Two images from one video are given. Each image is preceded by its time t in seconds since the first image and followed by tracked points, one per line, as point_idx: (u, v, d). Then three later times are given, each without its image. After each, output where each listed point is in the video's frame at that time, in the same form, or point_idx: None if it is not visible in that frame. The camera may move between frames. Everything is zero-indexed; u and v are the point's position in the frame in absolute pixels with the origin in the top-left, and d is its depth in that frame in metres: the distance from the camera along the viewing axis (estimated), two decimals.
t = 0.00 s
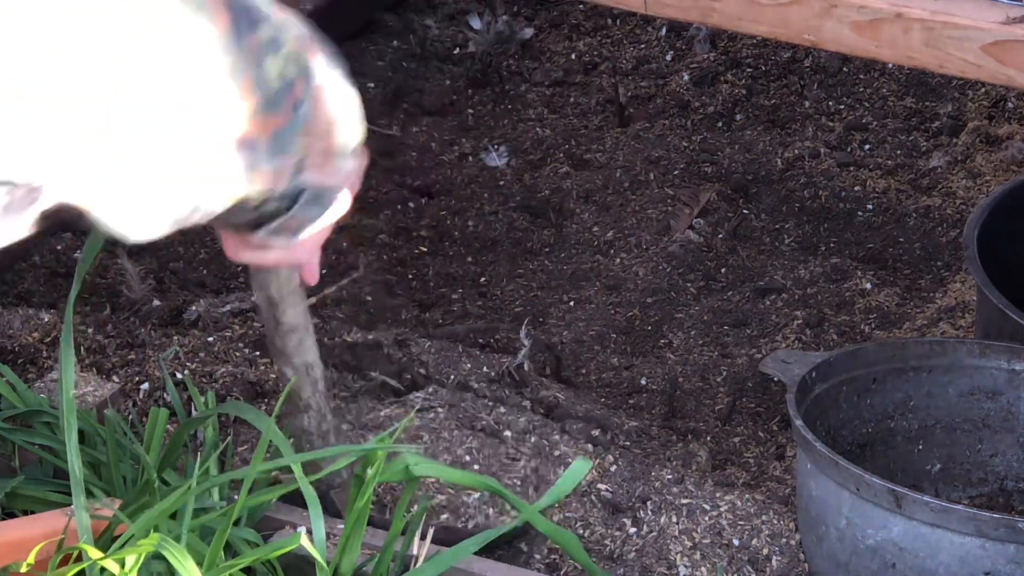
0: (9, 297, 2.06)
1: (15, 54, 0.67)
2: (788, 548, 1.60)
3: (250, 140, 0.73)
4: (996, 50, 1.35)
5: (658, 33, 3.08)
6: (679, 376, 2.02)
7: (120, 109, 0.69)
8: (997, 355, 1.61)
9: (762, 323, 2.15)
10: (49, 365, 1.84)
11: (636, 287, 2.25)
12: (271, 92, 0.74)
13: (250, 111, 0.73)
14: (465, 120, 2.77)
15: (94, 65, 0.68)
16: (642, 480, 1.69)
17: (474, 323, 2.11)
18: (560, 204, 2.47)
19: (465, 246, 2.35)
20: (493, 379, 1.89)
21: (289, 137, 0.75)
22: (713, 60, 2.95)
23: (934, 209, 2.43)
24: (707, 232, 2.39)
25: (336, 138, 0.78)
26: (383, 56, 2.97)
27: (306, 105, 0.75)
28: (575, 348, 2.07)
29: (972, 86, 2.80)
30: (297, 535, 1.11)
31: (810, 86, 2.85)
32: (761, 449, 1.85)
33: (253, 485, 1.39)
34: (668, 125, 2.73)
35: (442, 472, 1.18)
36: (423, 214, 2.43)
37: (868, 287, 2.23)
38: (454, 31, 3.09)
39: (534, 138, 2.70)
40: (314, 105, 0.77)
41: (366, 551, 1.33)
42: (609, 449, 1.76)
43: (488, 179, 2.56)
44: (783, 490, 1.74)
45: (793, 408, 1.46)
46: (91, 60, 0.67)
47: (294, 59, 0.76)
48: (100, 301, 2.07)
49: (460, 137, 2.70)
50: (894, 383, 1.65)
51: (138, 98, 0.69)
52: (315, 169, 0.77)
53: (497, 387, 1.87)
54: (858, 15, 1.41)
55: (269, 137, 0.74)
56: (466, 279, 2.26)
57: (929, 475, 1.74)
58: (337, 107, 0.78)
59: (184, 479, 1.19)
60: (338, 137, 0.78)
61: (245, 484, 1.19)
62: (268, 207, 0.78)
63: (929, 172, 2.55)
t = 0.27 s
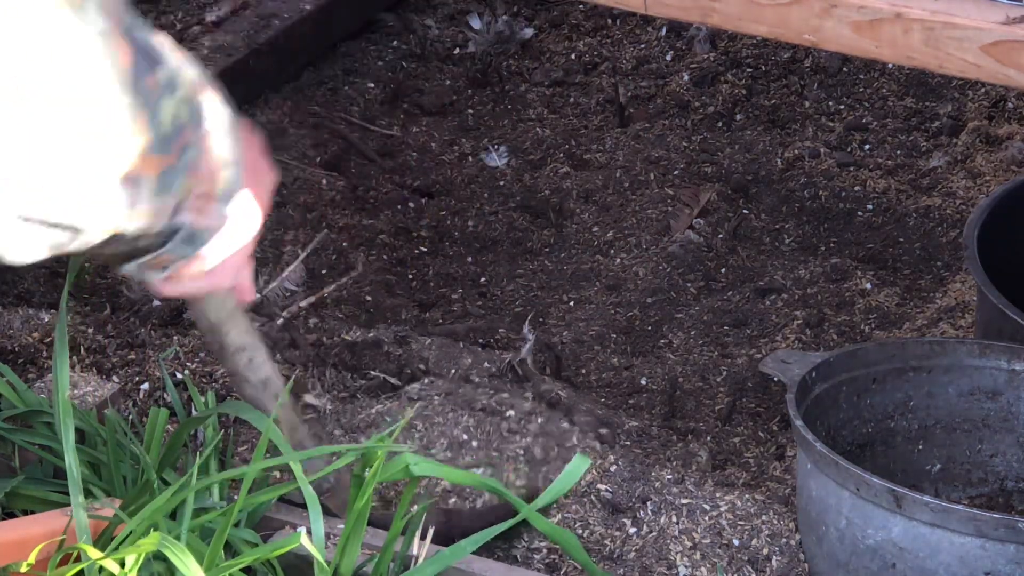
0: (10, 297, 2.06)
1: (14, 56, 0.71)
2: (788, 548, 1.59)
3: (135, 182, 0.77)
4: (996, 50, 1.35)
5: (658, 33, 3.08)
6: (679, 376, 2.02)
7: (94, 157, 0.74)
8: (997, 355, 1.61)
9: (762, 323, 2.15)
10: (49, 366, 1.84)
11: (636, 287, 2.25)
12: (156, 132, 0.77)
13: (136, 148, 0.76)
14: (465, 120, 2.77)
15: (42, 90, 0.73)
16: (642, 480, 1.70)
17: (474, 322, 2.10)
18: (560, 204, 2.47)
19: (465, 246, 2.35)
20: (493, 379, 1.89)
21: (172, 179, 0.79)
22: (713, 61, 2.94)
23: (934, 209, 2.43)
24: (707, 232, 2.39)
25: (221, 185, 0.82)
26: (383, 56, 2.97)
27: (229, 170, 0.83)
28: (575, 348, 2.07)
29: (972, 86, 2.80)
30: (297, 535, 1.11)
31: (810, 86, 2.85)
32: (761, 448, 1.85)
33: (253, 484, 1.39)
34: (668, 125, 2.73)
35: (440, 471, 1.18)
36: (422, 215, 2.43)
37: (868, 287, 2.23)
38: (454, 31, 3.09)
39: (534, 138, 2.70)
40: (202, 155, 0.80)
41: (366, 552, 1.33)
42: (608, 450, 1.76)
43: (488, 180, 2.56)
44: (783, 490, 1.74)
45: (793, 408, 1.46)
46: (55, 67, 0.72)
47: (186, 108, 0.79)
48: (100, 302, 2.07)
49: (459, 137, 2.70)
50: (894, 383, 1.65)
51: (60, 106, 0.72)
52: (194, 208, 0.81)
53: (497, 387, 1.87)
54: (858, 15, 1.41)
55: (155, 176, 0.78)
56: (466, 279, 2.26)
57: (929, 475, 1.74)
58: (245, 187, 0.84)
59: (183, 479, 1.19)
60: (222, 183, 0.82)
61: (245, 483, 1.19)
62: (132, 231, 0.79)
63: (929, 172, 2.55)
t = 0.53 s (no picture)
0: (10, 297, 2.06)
1: None
2: (789, 548, 1.59)
3: (67, 278, 0.88)
4: (996, 50, 1.35)
5: (658, 33, 3.08)
6: (680, 376, 2.02)
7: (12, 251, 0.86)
8: (997, 355, 1.61)
9: (762, 323, 2.15)
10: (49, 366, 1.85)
11: (636, 287, 2.25)
12: (88, 238, 0.88)
13: (68, 253, 0.88)
14: (465, 120, 2.77)
15: None
16: (642, 480, 1.70)
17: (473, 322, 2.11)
18: (560, 204, 2.47)
19: (465, 246, 2.35)
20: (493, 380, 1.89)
21: (110, 280, 0.90)
22: (713, 61, 2.94)
23: (934, 209, 2.43)
24: (707, 232, 2.39)
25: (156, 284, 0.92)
26: (383, 56, 2.97)
27: (164, 259, 0.92)
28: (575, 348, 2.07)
29: (973, 86, 2.80)
30: (296, 535, 1.11)
31: (810, 86, 2.85)
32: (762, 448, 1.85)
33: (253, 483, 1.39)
34: (668, 125, 2.73)
35: (438, 470, 1.17)
36: (423, 215, 2.43)
37: (868, 287, 2.23)
38: (454, 31, 3.10)
39: (534, 138, 2.70)
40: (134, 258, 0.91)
41: (366, 551, 1.33)
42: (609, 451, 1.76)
43: (488, 180, 2.56)
44: (783, 490, 1.74)
45: (793, 408, 1.46)
46: None
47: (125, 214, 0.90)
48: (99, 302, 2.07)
49: (459, 137, 2.70)
50: (894, 383, 1.65)
51: None
52: (121, 306, 0.91)
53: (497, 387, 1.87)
54: (858, 15, 1.41)
55: (92, 275, 0.89)
56: (466, 279, 2.26)
57: (929, 475, 1.74)
58: (178, 281, 0.93)
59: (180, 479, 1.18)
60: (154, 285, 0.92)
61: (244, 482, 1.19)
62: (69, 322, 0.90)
63: (929, 172, 2.55)
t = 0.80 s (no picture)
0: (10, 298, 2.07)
1: None
2: (788, 548, 1.59)
3: (84, 380, 0.75)
4: (996, 50, 1.35)
5: (658, 33, 3.08)
6: (680, 376, 2.02)
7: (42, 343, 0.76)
8: (997, 355, 1.61)
9: (762, 323, 2.15)
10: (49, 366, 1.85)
11: (636, 287, 2.25)
12: (109, 340, 0.75)
13: (84, 353, 0.74)
14: (465, 120, 2.77)
15: None
16: (642, 480, 1.70)
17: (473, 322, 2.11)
18: (560, 204, 2.47)
19: (465, 246, 2.35)
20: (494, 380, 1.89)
21: (131, 387, 0.76)
22: (713, 60, 2.94)
23: (934, 209, 2.43)
24: (707, 232, 2.39)
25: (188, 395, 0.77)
26: (383, 56, 2.97)
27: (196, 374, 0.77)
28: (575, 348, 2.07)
29: (973, 86, 2.79)
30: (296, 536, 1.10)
31: (810, 86, 2.85)
32: (762, 448, 1.85)
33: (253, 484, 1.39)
34: (668, 125, 2.73)
35: (439, 473, 1.16)
36: (423, 215, 2.43)
37: (868, 287, 2.23)
38: (454, 31, 3.10)
39: (534, 138, 2.70)
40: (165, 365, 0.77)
41: (366, 551, 1.33)
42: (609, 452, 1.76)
43: (488, 179, 2.56)
44: (782, 490, 1.74)
45: (793, 408, 1.46)
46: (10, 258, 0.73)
47: (156, 320, 0.77)
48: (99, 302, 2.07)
49: (459, 138, 2.70)
50: (894, 383, 1.65)
51: None
52: (155, 418, 0.77)
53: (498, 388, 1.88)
54: (858, 15, 1.41)
55: (112, 377, 0.76)
56: (466, 279, 2.26)
57: (929, 475, 1.74)
58: (215, 385, 0.77)
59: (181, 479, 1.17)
60: (184, 401, 0.77)
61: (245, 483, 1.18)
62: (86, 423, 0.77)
63: (929, 172, 2.55)
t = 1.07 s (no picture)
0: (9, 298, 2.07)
1: None
2: (788, 548, 1.59)
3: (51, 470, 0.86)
4: (996, 50, 1.35)
5: (658, 33, 3.08)
6: (680, 376, 2.02)
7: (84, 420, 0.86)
8: (997, 355, 1.60)
9: (762, 323, 2.15)
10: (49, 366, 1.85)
11: (636, 287, 2.25)
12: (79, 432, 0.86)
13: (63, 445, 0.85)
14: (465, 120, 2.77)
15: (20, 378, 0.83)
16: (642, 480, 1.70)
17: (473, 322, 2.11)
18: (560, 204, 2.47)
19: (465, 246, 2.35)
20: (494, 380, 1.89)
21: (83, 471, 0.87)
22: (713, 61, 2.94)
23: (934, 209, 2.43)
24: (707, 232, 2.39)
25: (134, 479, 0.94)
26: (383, 56, 2.97)
27: (143, 455, 0.94)
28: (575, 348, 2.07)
29: (973, 86, 2.79)
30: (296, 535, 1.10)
31: (810, 86, 2.85)
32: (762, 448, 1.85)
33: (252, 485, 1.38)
34: (668, 125, 2.73)
35: (437, 473, 1.16)
36: (423, 215, 2.43)
37: (868, 287, 2.23)
38: (454, 31, 3.10)
39: (534, 138, 2.70)
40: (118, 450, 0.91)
41: (366, 552, 1.33)
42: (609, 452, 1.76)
43: (488, 179, 2.56)
44: (783, 490, 1.74)
45: (792, 408, 1.46)
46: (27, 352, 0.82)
47: (115, 410, 0.89)
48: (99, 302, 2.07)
49: (459, 138, 2.70)
50: (894, 383, 1.65)
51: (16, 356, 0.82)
52: (100, 498, 0.92)
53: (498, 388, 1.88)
54: (858, 15, 1.41)
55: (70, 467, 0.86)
56: (466, 279, 2.26)
57: (929, 475, 1.74)
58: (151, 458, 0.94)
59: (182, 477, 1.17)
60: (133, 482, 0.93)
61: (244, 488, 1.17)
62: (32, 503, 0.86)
63: (929, 172, 2.55)
